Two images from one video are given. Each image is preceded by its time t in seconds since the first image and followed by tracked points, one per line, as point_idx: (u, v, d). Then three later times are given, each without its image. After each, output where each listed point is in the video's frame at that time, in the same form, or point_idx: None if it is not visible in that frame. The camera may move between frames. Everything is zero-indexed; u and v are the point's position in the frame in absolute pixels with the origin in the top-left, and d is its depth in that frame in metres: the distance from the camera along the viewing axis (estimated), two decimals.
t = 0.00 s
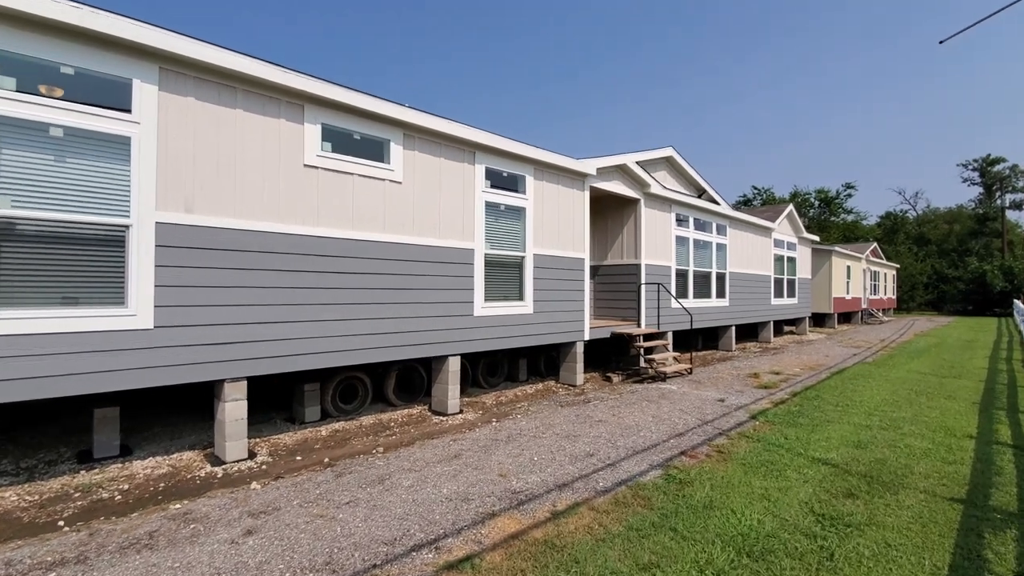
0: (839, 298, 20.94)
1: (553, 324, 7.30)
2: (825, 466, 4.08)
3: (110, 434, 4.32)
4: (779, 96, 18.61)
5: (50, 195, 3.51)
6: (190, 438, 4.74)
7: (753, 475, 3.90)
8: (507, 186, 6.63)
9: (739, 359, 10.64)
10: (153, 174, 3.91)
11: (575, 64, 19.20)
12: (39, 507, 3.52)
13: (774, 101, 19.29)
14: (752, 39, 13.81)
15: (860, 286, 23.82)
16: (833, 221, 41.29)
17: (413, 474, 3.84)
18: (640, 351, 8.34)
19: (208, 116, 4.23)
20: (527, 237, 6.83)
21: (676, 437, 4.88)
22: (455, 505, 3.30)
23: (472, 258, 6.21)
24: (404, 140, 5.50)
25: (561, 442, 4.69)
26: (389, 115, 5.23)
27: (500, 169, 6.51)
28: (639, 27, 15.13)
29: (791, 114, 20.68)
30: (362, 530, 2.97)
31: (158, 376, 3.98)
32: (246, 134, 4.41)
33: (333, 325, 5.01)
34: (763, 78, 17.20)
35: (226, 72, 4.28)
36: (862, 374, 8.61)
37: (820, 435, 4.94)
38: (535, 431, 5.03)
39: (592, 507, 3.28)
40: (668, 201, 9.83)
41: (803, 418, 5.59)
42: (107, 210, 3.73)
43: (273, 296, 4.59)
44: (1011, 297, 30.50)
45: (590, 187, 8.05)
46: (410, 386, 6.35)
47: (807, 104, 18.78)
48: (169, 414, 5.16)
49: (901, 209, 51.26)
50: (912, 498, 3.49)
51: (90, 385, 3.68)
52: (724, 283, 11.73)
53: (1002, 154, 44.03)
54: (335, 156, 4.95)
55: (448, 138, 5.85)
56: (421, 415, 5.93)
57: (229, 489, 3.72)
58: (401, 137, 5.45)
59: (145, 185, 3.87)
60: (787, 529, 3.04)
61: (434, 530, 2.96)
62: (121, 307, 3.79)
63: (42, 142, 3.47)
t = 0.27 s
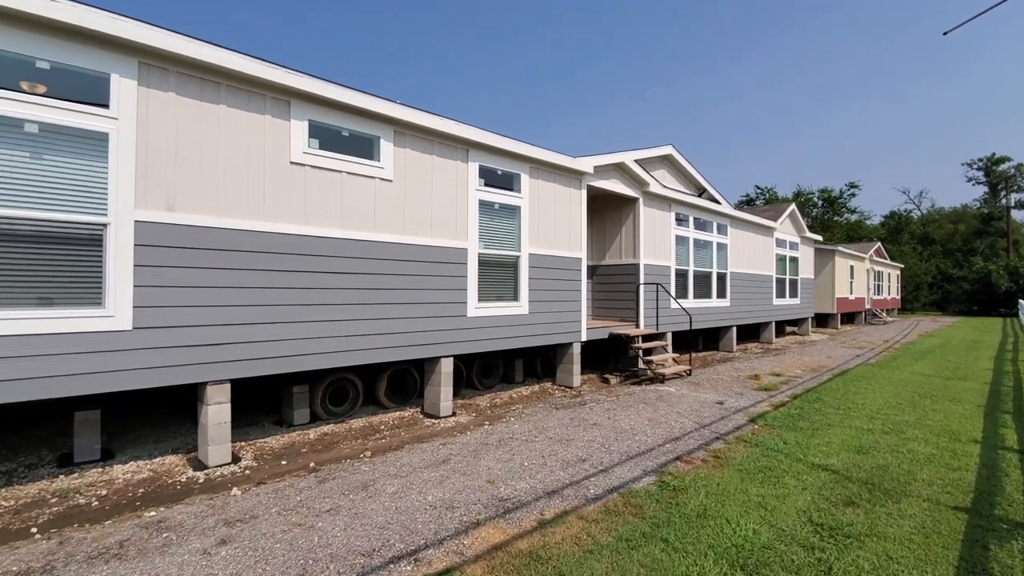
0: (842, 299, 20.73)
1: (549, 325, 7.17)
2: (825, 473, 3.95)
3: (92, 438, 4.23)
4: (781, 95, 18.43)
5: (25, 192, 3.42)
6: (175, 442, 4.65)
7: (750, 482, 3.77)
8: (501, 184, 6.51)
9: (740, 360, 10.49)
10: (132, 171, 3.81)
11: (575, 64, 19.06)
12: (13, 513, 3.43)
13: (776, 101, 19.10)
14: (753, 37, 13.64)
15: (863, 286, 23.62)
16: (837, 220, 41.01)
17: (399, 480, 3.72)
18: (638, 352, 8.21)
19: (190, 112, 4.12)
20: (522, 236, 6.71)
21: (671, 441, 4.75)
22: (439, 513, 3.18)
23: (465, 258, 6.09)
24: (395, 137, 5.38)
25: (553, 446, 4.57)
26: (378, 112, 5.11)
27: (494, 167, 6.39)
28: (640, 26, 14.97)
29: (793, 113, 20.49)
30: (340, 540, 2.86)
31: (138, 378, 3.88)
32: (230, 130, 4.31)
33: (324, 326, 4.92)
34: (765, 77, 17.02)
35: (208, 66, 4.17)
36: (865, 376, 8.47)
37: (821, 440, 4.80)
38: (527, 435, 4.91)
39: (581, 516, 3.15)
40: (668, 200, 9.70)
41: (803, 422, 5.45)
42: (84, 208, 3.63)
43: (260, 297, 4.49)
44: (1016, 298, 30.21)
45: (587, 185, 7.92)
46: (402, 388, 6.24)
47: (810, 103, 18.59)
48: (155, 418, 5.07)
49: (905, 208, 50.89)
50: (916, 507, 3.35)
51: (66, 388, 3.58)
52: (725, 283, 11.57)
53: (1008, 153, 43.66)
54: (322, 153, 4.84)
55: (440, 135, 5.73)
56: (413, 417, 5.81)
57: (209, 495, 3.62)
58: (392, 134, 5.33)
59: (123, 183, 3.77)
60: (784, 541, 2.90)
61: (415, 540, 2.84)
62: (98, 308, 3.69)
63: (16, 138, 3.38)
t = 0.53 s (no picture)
0: (845, 298, 20.53)
1: (544, 325, 7.04)
2: (824, 479, 3.79)
3: (68, 441, 4.13)
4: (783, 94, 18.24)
5: None
6: (154, 446, 4.53)
7: (745, 488, 3.62)
8: (493, 182, 6.38)
9: (740, 361, 10.32)
10: (106, 166, 3.70)
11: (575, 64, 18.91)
12: None
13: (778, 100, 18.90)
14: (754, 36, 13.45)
15: (867, 285, 23.40)
16: (840, 220, 40.72)
17: (380, 485, 3.59)
18: (635, 353, 8.06)
19: (166, 105, 4.00)
20: (515, 234, 6.58)
21: (666, 445, 4.60)
22: (418, 521, 3.05)
23: (456, 256, 5.96)
24: (383, 132, 5.25)
25: (543, 449, 4.44)
26: (365, 106, 4.99)
27: (486, 164, 6.26)
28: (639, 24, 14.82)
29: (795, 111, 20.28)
30: (312, 550, 2.73)
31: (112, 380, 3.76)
32: (208, 125, 4.19)
33: (308, 326, 4.78)
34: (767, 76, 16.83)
35: (185, 58, 4.05)
36: (867, 377, 8.30)
37: (820, 444, 4.65)
38: (517, 438, 4.77)
39: (566, 525, 3.01)
40: (666, 198, 9.54)
41: (802, 425, 5.30)
42: (55, 204, 3.52)
43: (240, 296, 4.37)
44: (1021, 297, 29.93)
45: (583, 183, 7.78)
46: (393, 389, 6.11)
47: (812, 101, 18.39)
48: (137, 423, 4.98)
49: (908, 207, 50.59)
50: (919, 516, 3.20)
51: (36, 390, 3.46)
52: (725, 283, 11.41)
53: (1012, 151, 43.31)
54: (306, 148, 4.72)
55: (429, 131, 5.60)
56: (403, 419, 5.69)
57: (182, 501, 3.49)
58: (379, 129, 5.20)
59: (96, 178, 3.65)
60: (778, 553, 2.75)
61: (390, 551, 2.71)
62: (69, 307, 3.56)
63: None
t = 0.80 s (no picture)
0: (848, 299, 20.34)
1: (539, 326, 6.92)
2: (822, 487, 3.66)
3: (46, 446, 4.03)
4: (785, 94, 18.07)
5: None
6: (136, 451, 4.44)
7: (740, 497, 3.49)
8: (486, 180, 6.26)
9: (740, 363, 10.18)
10: (81, 164, 3.60)
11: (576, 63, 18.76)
12: None
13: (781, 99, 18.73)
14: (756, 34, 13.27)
15: (870, 286, 23.20)
16: (843, 219, 40.45)
17: (362, 493, 3.48)
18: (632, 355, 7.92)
19: (145, 101, 3.90)
20: (509, 234, 6.46)
21: (660, 450, 4.47)
22: (397, 532, 2.93)
23: (448, 256, 5.84)
24: (371, 130, 5.14)
25: (533, 455, 4.31)
26: (352, 104, 4.88)
27: (479, 162, 6.14)
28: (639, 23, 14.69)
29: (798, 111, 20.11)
30: (285, 562, 2.62)
31: (88, 384, 3.65)
32: (188, 121, 4.08)
33: (296, 328, 4.69)
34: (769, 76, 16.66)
35: (164, 53, 3.95)
36: (869, 379, 8.15)
37: (819, 449, 4.52)
38: (507, 443, 4.65)
39: (551, 537, 2.89)
40: (665, 197, 9.40)
41: (801, 429, 5.16)
42: (28, 203, 3.42)
43: (223, 298, 4.26)
44: None
45: (580, 182, 7.66)
46: (383, 392, 6.00)
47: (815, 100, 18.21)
48: (123, 426, 4.89)
49: (912, 207, 50.31)
50: (921, 528, 3.06)
51: (7, 394, 3.36)
52: (725, 283, 11.26)
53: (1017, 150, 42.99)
54: (291, 146, 4.62)
55: (420, 129, 5.49)
56: (393, 422, 5.57)
57: (158, 509, 3.39)
58: (367, 127, 5.10)
59: (70, 176, 3.55)
60: (772, 568, 2.62)
61: (365, 564, 2.59)
62: (43, 309, 3.46)
63: None
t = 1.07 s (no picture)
0: (851, 299, 20.14)
1: (533, 327, 6.80)
2: (819, 496, 3.53)
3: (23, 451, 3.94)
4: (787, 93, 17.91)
5: None
6: (117, 456, 4.35)
7: (734, 506, 3.36)
8: (479, 180, 6.15)
9: (740, 364, 10.04)
10: (56, 162, 3.50)
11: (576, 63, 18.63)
12: None
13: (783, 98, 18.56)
14: (757, 33, 13.14)
15: (873, 286, 22.99)
16: (847, 219, 40.17)
17: (342, 500, 3.38)
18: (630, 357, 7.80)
19: (123, 98, 3.81)
20: (502, 234, 6.34)
21: (653, 456, 4.35)
22: (374, 543, 2.82)
23: (439, 257, 5.74)
24: (360, 127, 5.04)
25: (522, 460, 4.20)
26: (339, 101, 4.78)
27: (471, 161, 6.03)
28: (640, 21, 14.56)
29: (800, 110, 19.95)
30: None
31: (63, 388, 3.56)
32: (169, 118, 3.99)
33: (282, 330, 4.58)
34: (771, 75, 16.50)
35: (143, 49, 3.85)
36: (871, 382, 8.01)
37: (818, 455, 4.38)
38: (496, 447, 4.53)
39: (533, 550, 2.77)
40: (664, 196, 9.28)
41: (800, 434, 5.02)
42: None
43: (205, 299, 4.16)
44: None
45: (576, 181, 7.54)
46: (374, 395, 5.89)
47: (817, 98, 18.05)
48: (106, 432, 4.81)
49: (916, 206, 49.98)
50: (922, 541, 2.93)
51: None
52: (725, 283, 11.12)
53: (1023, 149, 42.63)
54: (276, 144, 4.52)
55: (410, 127, 5.39)
56: (383, 426, 5.47)
57: (132, 518, 3.29)
58: (355, 125, 5.00)
59: (44, 174, 3.45)
60: None
61: None
62: (15, 311, 3.37)
63: None
